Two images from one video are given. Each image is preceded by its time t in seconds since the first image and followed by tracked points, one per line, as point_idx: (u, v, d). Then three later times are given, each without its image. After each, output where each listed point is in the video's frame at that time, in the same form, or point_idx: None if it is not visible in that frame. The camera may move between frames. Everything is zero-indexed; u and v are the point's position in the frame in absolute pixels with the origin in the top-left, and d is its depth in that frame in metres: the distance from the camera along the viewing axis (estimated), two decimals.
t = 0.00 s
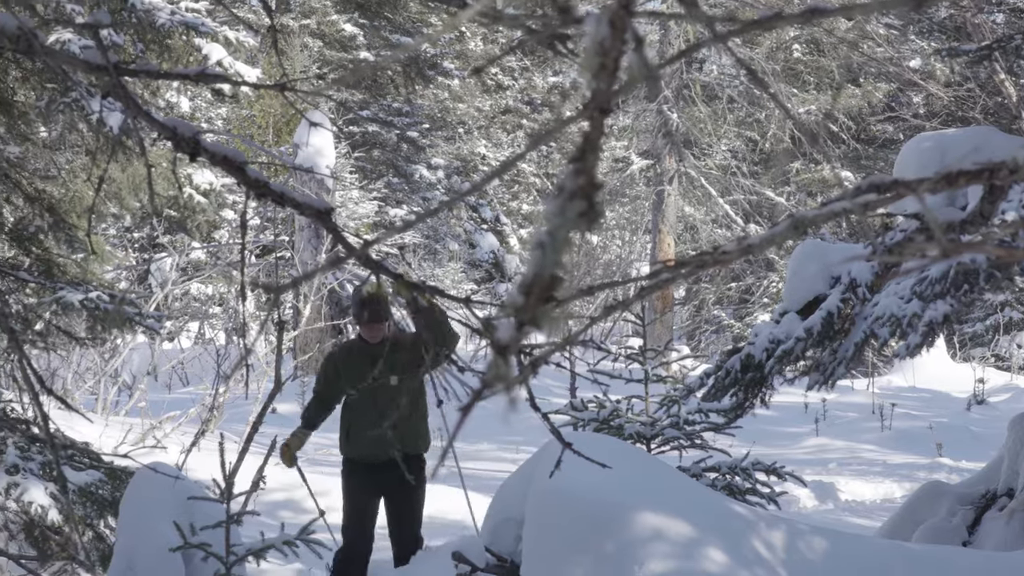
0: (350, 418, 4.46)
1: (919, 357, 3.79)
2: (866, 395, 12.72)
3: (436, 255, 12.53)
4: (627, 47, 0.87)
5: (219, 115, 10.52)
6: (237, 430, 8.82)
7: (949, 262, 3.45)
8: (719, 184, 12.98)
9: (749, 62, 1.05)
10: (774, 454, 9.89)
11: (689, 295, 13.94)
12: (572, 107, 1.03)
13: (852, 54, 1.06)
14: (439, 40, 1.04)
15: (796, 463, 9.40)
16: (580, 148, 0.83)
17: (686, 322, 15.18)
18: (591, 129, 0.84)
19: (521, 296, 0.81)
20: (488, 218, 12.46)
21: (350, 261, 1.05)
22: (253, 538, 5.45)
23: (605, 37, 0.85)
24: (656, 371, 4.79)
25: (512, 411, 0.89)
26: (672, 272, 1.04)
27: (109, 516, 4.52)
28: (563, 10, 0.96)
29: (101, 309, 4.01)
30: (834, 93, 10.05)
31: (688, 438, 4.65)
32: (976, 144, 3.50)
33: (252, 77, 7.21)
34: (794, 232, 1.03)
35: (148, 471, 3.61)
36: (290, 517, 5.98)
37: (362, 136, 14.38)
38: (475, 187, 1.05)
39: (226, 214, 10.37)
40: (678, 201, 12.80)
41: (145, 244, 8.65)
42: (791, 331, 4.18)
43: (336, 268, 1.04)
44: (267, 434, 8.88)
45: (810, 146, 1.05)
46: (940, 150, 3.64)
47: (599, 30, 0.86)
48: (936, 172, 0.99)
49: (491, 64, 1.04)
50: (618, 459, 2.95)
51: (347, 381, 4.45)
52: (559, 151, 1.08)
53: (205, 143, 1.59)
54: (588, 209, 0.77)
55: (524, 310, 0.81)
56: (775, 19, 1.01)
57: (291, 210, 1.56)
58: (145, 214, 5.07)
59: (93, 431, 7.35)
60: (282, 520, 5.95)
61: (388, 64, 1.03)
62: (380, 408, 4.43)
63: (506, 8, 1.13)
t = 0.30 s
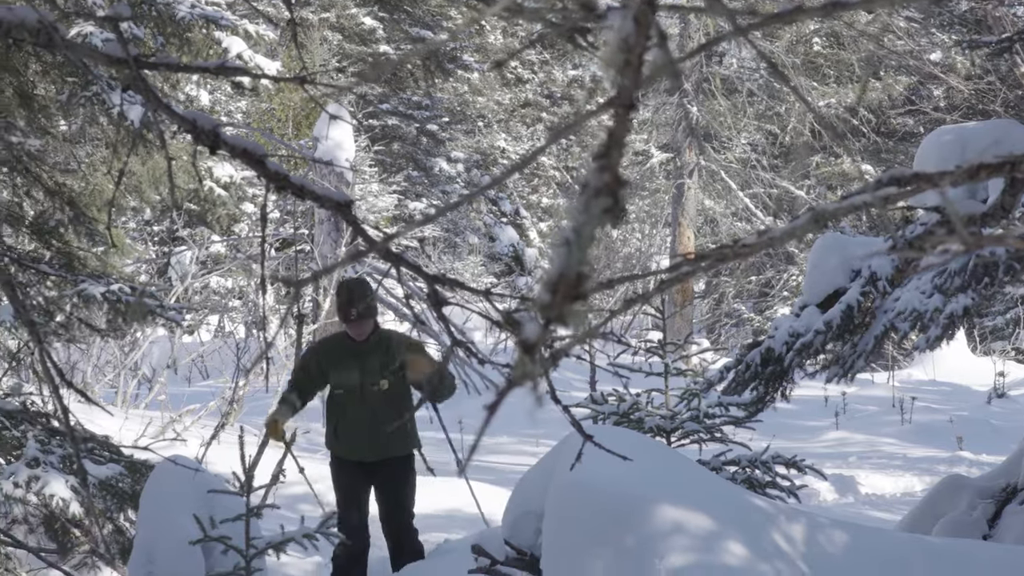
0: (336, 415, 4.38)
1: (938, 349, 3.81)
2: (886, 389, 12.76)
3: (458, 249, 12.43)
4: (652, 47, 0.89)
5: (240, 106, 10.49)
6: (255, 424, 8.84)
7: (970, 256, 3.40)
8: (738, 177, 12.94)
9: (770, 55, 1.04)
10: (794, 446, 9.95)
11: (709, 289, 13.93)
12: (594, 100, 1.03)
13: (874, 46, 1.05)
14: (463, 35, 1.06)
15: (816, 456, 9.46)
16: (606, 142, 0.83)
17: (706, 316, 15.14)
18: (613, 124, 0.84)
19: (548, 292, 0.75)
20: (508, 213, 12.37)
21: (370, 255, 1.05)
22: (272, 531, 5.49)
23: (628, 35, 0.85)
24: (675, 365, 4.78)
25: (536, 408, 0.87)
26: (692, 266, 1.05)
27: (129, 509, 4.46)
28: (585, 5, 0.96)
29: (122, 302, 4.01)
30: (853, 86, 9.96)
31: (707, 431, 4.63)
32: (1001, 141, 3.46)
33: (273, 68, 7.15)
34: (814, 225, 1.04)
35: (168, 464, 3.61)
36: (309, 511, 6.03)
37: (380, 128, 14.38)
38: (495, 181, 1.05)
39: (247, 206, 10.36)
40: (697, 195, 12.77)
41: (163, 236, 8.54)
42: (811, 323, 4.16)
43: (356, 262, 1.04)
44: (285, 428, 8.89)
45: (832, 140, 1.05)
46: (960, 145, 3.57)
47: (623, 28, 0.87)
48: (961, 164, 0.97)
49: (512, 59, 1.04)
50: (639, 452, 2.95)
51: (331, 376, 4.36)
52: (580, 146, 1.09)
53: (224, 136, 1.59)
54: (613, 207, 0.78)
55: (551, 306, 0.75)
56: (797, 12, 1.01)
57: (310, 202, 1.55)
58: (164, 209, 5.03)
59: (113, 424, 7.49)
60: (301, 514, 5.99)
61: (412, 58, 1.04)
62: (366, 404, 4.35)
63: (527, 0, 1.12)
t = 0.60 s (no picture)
0: (340, 396, 4.16)
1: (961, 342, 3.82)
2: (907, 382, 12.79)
3: (477, 240, 12.37)
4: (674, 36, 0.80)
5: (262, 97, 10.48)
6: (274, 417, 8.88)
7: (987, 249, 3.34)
8: (758, 169, 12.90)
9: (792, 46, 1.04)
10: (814, 440, 10.04)
11: (729, 281, 13.93)
12: (613, 93, 1.04)
13: (895, 38, 1.06)
14: (482, 27, 1.04)
15: (837, 448, 9.53)
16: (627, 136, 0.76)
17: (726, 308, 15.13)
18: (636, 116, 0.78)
19: (570, 286, 0.71)
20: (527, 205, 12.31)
21: (390, 247, 1.04)
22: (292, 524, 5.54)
23: (651, 24, 0.77)
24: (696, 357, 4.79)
25: (560, 401, 0.86)
26: (713, 258, 1.03)
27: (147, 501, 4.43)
28: None
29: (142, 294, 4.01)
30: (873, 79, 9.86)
31: (728, 424, 4.64)
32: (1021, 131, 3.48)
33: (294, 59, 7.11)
34: (835, 218, 1.02)
35: (188, 456, 3.61)
36: (328, 503, 6.01)
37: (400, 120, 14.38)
38: (515, 173, 1.04)
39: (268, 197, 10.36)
40: (718, 187, 12.77)
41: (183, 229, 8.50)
42: (831, 315, 4.14)
43: (377, 253, 1.04)
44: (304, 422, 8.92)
45: (853, 131, 1.04)
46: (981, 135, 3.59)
47: (646, 17, 0.78)
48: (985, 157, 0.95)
49: (532, 50, 1.04)
50: (659, 444, 2.95)
51: (333, 356, 4.14)
52: (600, 137, 1.07)
53: (243, 128, 1.67)
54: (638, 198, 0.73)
55: (575, 299, 0.71)
56: (819, 3, 1.00)
57: (331, 192, 1.66)
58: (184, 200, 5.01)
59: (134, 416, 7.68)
60: (321, 506, 5.98)
61: (428, 52, 1.03)
62: (371, 383, 4.16)
63: None
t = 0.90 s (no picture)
0: (350, 401, 4.19)
1: (977, 333, 3.77)
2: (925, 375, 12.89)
3: (496, 235, 12.39)
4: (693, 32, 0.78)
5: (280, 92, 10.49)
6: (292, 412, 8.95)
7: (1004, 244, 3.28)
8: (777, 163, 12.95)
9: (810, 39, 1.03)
10: (833, 434, 10.21)
11: (746, 276, 13.95)
12: (631, 87, 1.03)
13: (913, 30, 1.07)
14: (500, 20, 1.03)
15: (856, 443, 9.70)
16: (648, 133, 0.78)
17: (744, 302, 15.13)
18: (657, 116, 0.77)
19: (596, 285, 0.74)
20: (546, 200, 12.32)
21: (407, 241, 1.04)
22: (310, 519, 5.76)
23: (673, 22, 0.79)
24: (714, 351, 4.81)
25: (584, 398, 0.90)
26: (732, 252, 1.04)
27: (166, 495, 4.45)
28: None
29: (160, 288, 4.06)
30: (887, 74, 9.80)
31: (746, 418, 4.65)
32: None
33: (311, 53, 7.09)
34: (854, 213, 1.02)
35: (207, 449, 3.62)
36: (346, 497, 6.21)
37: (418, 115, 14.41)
38: (533, 167, 1.04)
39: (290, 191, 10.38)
40: (737, 182, 12.89)
41: (201, 224, 8.54)
42: (849, 308, 4.16)
43: (395, 249, 1.04)
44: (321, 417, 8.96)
45: (873, 121, 1.04)
46: (1001, 130, 3.67)
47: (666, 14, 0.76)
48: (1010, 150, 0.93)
49: (550, 44, 1.04)
50: (677, 437, 2.98)
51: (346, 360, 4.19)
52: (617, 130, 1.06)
53: (262, 122, 1.72)
54: (660, 198, 0.74)
55: (599, 299, 0.75)
56: None
57: (349, 186, 1.72)
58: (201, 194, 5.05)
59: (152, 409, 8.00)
60: (339, 501, 6.19)
61: (444, 44, 1.03)
62: (382, 387, 4.19)
63: None
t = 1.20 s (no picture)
0: (365, 388, 4.21)
1: (995, 329, 3.75)
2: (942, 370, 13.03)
3: (513, 230, 12.40)
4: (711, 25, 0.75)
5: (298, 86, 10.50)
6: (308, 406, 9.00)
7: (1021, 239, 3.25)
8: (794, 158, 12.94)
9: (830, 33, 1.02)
10: (850, 429, 10.36)
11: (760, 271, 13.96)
12: (648, 80, 1.03)
13: (933, 25, 1.08)
14: (517, 13, 1.01)
15: (873, 438, 9.84)
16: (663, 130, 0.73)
17: (760, 297, 15.15)
18: (675, 110, 0.73)
19: (612, 280, 0.70)
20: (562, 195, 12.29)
21: (425, 236, 1.04)
22: (328, 512, 5.88)
23: (690, 12, 0.74)
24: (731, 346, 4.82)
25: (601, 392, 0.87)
26: (748, 248, 1.03)
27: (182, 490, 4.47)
28: None
29: (176, 284, 4.13)
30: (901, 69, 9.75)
31: (763, 413, 4.65)
32: None
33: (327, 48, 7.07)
34: (872, 207, 1.01)
35: (223, 444, 3.62)
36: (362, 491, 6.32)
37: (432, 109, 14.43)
38: (552, 162, 1.03)
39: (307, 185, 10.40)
40: (754, 176, 13.07)
41: (218, 219, 8.57)
42: (866, 303, 4.16)
43: (414, 244, 1.04)
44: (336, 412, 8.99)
45: (893, 115, 1.02)
46: (1019, 123, 3.70)
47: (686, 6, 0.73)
48: None
49: (569, 38, 1.04)
50: (695, 432, 2.99)
51: (365, 347, 4.19)
52: (634, 126, 1.05)
53: (279, 117, 1.73)
54: (678, 193, 0.70)
55: (616, 295, 0.70)
56: None
57: (366, 181, 1.71)
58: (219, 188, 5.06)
59: (170, 405, 8.20)
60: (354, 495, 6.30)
61: (460, 40, 1.03)
62: (398, 376, 4.21)
63: None
